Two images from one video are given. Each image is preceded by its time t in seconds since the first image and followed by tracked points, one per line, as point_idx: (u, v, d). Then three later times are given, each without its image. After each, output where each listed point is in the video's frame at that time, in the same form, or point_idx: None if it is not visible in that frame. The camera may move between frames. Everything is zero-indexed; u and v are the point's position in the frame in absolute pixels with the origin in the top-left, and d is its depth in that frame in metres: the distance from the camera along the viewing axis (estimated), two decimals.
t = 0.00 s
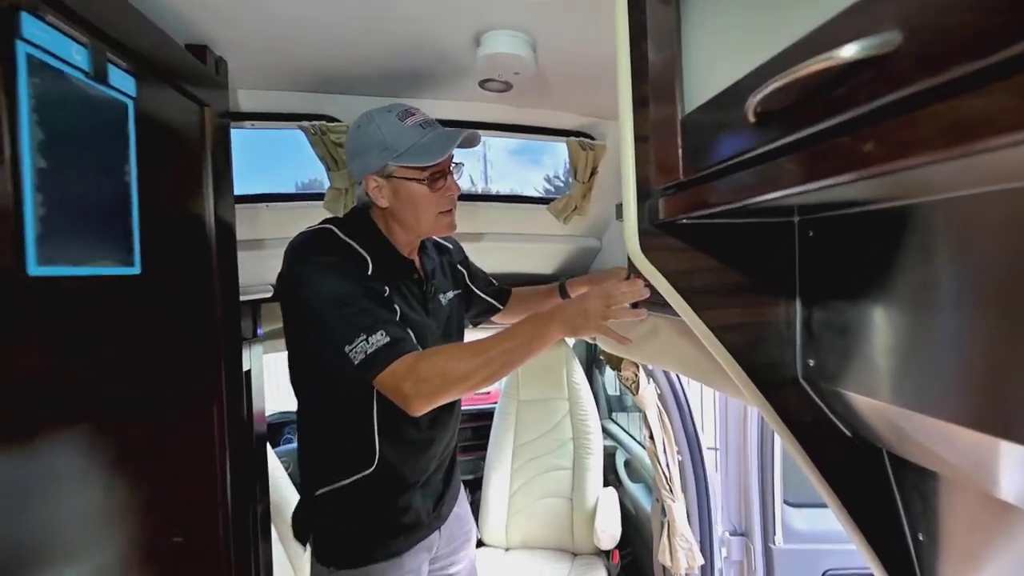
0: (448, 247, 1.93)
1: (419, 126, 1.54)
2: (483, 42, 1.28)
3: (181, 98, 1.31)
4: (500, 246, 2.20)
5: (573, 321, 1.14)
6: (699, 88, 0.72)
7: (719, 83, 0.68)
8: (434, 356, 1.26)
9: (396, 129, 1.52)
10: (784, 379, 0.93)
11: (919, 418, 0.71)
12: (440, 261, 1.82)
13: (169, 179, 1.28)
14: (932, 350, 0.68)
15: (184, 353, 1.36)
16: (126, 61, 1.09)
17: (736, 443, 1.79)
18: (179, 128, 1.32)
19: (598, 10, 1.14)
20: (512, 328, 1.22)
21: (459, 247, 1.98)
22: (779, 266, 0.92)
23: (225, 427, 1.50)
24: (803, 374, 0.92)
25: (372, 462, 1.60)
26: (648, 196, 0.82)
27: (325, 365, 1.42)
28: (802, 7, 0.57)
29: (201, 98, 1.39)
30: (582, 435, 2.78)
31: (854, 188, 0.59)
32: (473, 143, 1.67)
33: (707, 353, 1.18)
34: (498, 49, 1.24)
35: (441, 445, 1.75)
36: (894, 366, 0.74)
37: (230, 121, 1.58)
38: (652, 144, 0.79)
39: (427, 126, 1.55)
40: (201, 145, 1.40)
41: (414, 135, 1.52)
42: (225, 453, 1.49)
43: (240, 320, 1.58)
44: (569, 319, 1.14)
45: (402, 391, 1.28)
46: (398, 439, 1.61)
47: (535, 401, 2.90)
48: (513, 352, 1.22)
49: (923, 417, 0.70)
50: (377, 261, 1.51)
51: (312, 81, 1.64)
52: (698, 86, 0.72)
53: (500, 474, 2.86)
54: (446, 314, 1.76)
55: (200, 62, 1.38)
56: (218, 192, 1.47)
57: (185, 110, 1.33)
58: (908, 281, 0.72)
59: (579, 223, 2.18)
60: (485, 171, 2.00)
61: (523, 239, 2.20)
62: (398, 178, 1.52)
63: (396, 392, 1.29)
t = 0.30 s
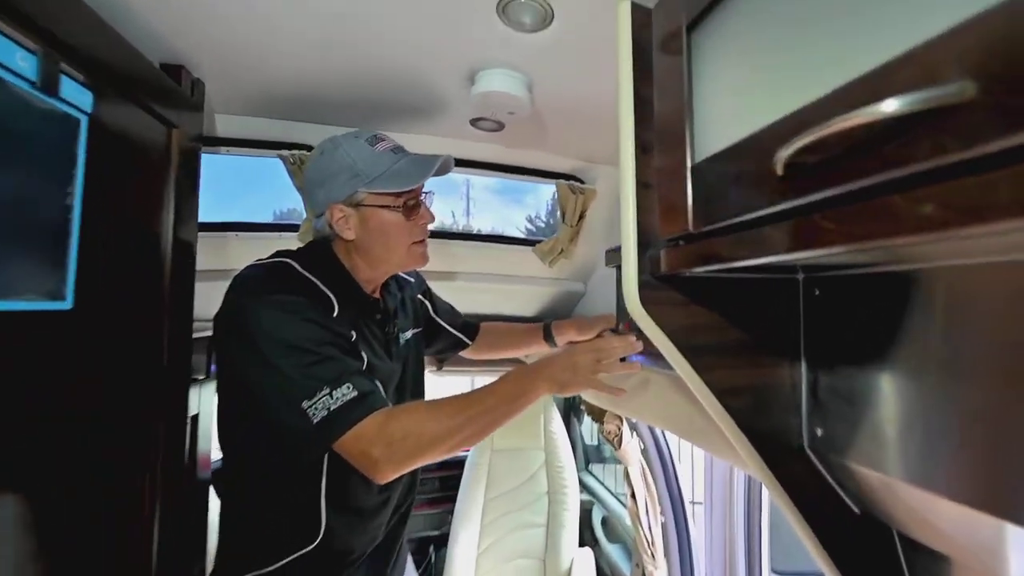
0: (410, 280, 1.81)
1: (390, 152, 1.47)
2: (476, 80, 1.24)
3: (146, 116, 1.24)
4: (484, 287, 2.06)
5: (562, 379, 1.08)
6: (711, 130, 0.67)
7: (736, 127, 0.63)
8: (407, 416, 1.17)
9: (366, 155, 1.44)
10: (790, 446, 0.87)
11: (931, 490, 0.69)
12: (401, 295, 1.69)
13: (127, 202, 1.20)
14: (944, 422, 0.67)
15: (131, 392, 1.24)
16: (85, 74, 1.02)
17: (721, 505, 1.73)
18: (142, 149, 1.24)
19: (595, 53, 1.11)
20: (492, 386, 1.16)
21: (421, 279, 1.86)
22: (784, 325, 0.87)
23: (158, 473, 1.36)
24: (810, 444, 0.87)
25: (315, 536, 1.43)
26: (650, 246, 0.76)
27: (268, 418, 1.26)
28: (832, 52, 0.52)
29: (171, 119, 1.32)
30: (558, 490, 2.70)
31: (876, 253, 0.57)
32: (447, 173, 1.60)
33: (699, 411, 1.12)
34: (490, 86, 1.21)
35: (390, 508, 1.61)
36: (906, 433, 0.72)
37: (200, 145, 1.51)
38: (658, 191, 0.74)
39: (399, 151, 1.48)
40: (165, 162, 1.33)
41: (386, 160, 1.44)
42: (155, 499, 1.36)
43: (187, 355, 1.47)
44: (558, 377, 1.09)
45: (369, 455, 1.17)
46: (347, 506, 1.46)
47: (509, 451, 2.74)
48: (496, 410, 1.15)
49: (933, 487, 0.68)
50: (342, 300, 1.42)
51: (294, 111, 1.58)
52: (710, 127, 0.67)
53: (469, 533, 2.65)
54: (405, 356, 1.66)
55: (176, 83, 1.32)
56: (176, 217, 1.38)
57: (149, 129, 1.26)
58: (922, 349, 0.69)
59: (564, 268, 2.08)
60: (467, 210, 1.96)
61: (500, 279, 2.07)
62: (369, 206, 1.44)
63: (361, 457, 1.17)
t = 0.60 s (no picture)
0: (378, 284, 1.70)
1: (359, 148, 1.34)
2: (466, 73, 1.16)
3: (83, 94, 1.10)
4: (457, 294, 2.00)
5: (560, 396, 1.07)
6: (737, 131, 0.59)
7: (769, 127, 0.55)
8: (395, 427, 1.07)
9: (332, 150, 1.30)
10: (802, 473, 0.81)
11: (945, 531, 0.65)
12: (366, 301, 1.57)
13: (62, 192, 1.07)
14: (956, 456, 0.64)
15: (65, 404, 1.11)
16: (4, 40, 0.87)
17: (705, 524, 1.70)
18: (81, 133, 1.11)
19: (594, 51, 1.05)
20: (487, 400, 1.10)
21: (390, 282, 1.74)
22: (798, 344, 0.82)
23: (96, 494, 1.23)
24: (824, 472, 0.82)
25: (267, 565, 1.31)
26: (661, 257, 0.69)
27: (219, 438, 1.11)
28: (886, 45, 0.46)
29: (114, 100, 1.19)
30: (535, 504, 2.62)
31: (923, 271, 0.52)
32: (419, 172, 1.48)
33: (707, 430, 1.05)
34: (481, 80, 1.12)
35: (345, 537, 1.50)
36: (922, 464, 0.67)
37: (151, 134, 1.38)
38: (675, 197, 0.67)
39: (369, 149, 1.35)
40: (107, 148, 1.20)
41: (354, 158, 1.31)
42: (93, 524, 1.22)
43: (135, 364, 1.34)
44: (557, 394, 1.06)
45: (351, 468, 1.05)
46: (302, 535, 1.34)
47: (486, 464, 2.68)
48: (490, 427, 1.09)
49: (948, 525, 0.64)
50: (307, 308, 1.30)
51: (264, 104, 1.47)
52: (736, 127, 0.60)
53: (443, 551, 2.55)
54: (371, 366, 1.53)
55: (124, 62, 1.18)
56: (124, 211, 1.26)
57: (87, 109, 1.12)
58: (944, 377, 0.65)
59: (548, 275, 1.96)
60: (443, 215, 1.85)
61: (476, 286, 2.01)
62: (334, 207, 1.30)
63: (340, 468, 1.05)
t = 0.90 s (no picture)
0: (336, 256, 1.49)
1: (312, 97, 1.14)
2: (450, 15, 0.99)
3: None
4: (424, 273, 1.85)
5: (555, 378, 0.98)
6: (790, 77, 0.50)
7: (836, 73, 0.47)
8: (369, 412, 0.95)
9: (280, 97, 1.10)
10: (819, 466, 0.76)
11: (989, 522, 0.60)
12: (319, 275, 1.36)
13: None
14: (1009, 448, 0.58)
15: None
16: None
17: (682, 510, 1.64)
18: None
19: None
20: (469, 383, 0.99)
21: (347, 254, 1.53)
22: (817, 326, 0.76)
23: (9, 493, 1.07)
24: (842, 467, 0.76)
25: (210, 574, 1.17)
26: (687, 229, 0.61)
27: (154, 433, 0.96)
28: None
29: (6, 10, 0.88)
30: (505, 490, 2.53)
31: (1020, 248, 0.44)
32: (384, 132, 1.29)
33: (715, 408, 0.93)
34: (471, 24, 0.94)
35: (304, 534, 1.38)
36: (961, 452, 0.63)
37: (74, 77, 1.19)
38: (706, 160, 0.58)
39: (324, 100, 1.16)
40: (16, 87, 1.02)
41: (307, 110, 1.11)
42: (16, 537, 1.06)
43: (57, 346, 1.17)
44: (552, 377, 0.98)
45: (320, 459, 0.92)
46: (252, 537, 1.22)
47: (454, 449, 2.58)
48: (477, 411, 0.99)
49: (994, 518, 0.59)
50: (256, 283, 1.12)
51: (211, 50, 1.30)
52: (789, 73, 0.50)
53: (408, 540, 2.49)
54: (327, 349, 1.35)
55: None
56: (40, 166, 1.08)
57: None
58: (994, 359, 0.59)
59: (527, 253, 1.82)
60: (405, 193, 1.74)
61: (445, 264, 1.86)
62: (282, 166, 1.09)
63: (305, 458, 0.92)
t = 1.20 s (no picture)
0: (244, 257, 1.31)
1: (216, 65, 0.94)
2: None
3: None
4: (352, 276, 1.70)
5: (493, 394, 0.88)
6: (806, 52, 0.41)
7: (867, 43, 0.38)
8: (281, 445, 0.79)
9: (174, 62, 0.91)
10: (792, 479, 0.69)
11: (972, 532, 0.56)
12: (223, 279, 1.17)
13: None
14: (991, 462, 0.54)
15: None
16: None
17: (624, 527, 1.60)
18: None
19: None
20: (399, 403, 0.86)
21: (258, 254, 1.35)
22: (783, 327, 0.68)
23: None
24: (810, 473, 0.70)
25: None
26: (671, 228, 0.53)
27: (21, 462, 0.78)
28: None
29: None
30: (440, 506, 2.45)
31: None
32: (306, 114, 1.12)
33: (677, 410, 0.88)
34: None
35: None
36: (940, 459, 0.58)
37: None
38: (697, 152, 0.50)
39: (229, 69, 0.96)
40: None
41: (206, 79, 0.92)
42: None
43: None
44: (490, 392, 0.88)
45: (222, 507, 0.76)
46: None
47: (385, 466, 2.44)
48: (409, 436, 0.85)
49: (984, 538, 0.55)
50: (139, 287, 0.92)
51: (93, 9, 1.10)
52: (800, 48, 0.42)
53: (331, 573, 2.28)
54: (236, 362, 1.16)
55: None
56: None
57: None
58: (972, 368, 0.55)
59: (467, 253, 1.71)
60: (324, 190, 1.58)
61: (375, 266, 1.71)
62: (176, 145, 0.90)
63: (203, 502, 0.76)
